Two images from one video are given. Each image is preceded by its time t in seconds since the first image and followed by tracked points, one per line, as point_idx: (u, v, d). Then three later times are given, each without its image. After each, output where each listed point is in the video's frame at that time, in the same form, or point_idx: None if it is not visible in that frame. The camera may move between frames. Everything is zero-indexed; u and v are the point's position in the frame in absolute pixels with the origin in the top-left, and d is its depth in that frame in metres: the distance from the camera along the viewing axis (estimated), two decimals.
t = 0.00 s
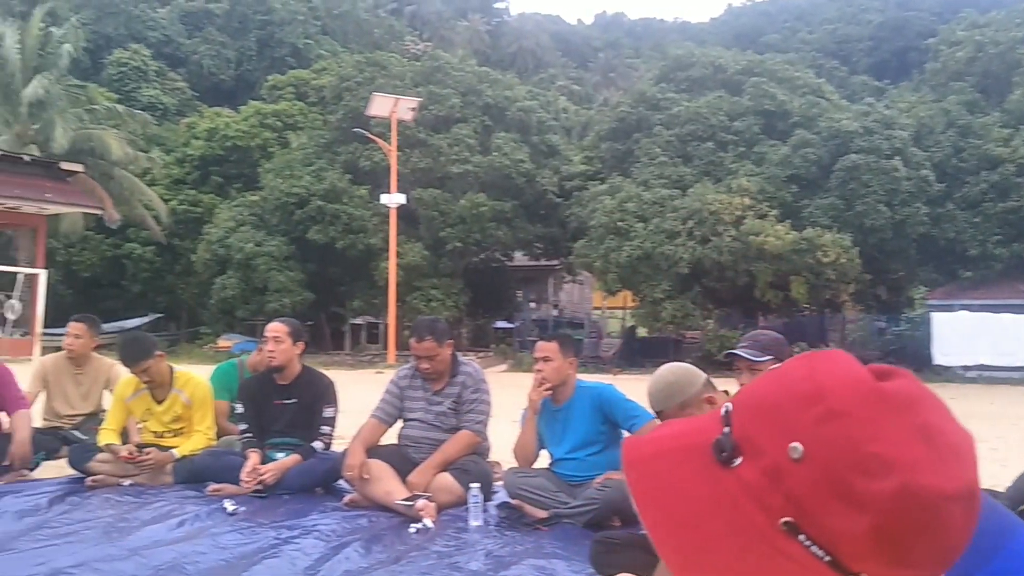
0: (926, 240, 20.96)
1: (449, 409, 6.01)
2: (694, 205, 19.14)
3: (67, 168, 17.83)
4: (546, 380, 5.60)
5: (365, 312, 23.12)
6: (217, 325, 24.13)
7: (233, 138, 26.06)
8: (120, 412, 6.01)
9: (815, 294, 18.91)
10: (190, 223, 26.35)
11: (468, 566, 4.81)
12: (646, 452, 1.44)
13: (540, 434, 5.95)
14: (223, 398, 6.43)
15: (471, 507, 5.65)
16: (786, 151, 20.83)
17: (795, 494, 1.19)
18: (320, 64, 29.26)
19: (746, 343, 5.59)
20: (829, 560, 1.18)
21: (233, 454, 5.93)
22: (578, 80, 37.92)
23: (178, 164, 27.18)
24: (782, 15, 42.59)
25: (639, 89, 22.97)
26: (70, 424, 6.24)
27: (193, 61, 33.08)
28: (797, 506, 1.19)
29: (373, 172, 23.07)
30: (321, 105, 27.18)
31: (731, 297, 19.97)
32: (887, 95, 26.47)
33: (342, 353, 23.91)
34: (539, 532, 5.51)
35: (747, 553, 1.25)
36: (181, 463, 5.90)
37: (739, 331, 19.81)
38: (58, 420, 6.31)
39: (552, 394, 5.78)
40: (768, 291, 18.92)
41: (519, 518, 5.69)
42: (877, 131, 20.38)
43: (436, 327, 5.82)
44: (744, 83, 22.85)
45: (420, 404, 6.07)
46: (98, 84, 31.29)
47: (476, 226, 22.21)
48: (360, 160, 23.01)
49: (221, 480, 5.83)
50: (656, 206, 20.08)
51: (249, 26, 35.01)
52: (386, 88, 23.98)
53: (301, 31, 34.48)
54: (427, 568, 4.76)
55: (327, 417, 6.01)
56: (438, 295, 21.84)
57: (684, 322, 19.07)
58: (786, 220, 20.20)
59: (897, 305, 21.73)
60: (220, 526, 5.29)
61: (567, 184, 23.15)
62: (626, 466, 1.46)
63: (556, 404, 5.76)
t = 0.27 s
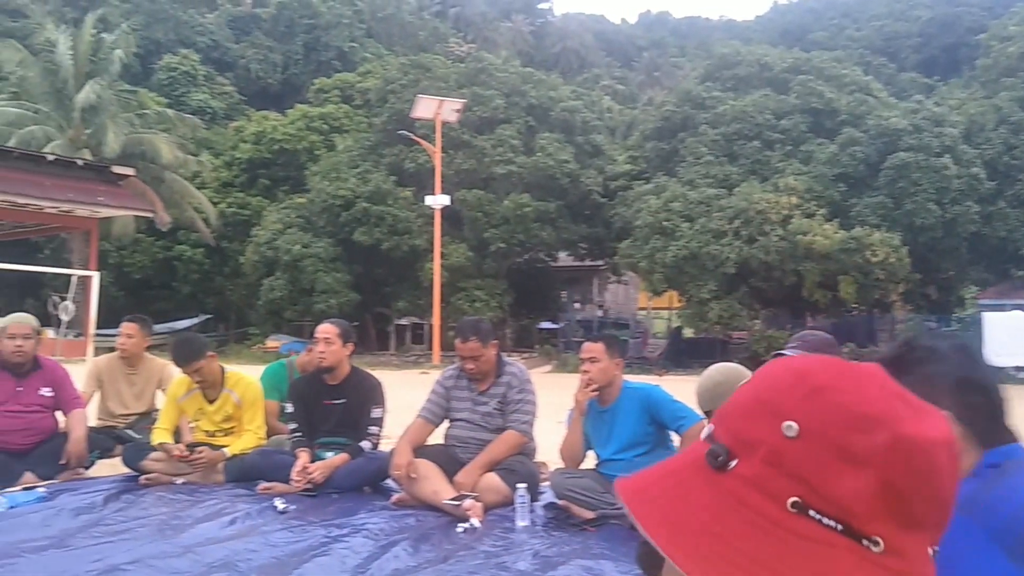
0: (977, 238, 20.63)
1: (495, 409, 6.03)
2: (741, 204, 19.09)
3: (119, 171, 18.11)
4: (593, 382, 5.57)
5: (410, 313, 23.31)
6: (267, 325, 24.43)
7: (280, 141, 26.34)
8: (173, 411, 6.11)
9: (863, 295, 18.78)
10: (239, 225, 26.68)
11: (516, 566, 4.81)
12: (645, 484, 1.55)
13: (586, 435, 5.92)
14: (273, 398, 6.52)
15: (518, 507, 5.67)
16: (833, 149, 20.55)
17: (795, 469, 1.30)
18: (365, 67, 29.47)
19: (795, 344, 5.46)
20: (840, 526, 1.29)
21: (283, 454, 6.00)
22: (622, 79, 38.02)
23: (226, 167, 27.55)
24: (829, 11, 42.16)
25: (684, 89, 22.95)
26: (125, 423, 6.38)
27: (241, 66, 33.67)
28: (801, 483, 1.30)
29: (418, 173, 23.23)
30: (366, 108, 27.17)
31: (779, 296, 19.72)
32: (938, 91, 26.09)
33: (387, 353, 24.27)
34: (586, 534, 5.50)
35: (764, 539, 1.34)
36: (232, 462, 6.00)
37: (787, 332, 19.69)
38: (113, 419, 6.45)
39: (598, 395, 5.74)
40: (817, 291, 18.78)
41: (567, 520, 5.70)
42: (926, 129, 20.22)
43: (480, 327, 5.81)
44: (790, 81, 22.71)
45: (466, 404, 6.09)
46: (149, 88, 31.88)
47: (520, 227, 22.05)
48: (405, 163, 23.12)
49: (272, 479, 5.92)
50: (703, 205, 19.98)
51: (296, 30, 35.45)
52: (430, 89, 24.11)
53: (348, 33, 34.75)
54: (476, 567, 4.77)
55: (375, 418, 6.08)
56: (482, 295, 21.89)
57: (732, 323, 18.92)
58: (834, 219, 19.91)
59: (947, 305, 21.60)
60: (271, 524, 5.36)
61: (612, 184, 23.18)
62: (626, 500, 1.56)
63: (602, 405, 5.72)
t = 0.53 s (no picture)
0: None
1: (541, 409, 6.04)
2: (787, 203, 18.91)
3: (168, 174, 18.30)
4: (638, 378, 5.56)
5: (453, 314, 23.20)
6: (312, 326, 24.69)
7: (326, 144, 26.64)
8: (224, 411, 6.21)
9: (912, 296, 18.70)
10: (285, 228, 26.86)
11: (563, 566, 4.80)
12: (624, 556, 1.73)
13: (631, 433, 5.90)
14: (321, 398, 6.61)
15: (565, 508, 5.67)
16: (880, 147, 20.29)
17: (764, 488, 1.55)
18: (408, 69, 29.66)
19: (845, 343, 5.05)
20: (814, 528, 1.54)
21: (332, 453, 6.09)
22: (666, 77, 38.21)
23: (272, 170, 27.84)
24: (876, 7, 41.76)
25: (729, 88, 22.67)
26: (177, 423, 6.49)
27: (286, 70, 34.31)
28: (771, 498, 1.55)
29: (461, 174, 23.38)
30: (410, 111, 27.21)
31: (827, 294, 19.56)
32: (990, 88, 25.69)
33: (431, 354, 24.40)
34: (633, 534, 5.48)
35: (753, 557, 1.55)
36: (282, 461, 6.09)
37: (835, 331, 20.10)
38: (164, 419, 6.57)
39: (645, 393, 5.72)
40: (865, 291, 18.75)
41: (613, 522, 5.70)
42: (977, 126, 20.11)
43: (525, 327, 5.83)
44: (837, 78, 22.38)
45: (512, 405, 6.11)
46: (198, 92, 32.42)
47: (564, 227, 21.97)
48: (449, 163, 23.30)
49: (321, 478, 6.00)
50: (749, 204, 19.84)
51: (340, 33, 35.78)
52: (474, 91, 24.33)
53: (392, 36, 35.03)
54: (523, 567, 4.78)
55: (422, 418, 6.12)
56: (525, 296, 21.88)
57: (778, 323, 18.74)
58: (882, 219, 19.75)
59: (1000, 305, 20.85)
60: (320, 523, 5.42)
61: (656, 184, 22.98)
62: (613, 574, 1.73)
63: (647, 405, 5.70)
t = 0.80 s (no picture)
0: None
1: (587, 411, 6.06)
2: (834, 202, 18.71)
3: (215, 178, 18.44)
4: (685, 381, 5.54)
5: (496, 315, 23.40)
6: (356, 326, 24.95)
7: (370, 146, 26.86)
8: (272, 411, 6.29)
9: (962, 296, 18.47)
10: (330, 229, 27.06)
11: (610, 568, 4.79)
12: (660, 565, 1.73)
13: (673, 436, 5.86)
14: (367, 399, 6.67)
15: (611, 509, 5.67)
16: (929, 145, 19.92)
17: (800, 494, 1.54)
18: (451, 71, 29.77)
19: (895, 344, 4.96)
20: (854, 532, 1.53)
21: (378, 453, 6.16)
22: (711, 76, 38.26)
23: (317, 172, 28.08)
24: (924, 3, 41.31)
25: (774, 86, 22.47)
26: (226, 423, 6.60)
27: (330, 73, 34.66)
28: (807, 504, 1.54)
29: (504, 176, 23.31)
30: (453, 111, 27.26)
31: (873, 296, 19.58)
32: None
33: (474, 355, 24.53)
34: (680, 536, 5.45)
35: (793, 563, 1.54)
36: (329, 461, 6.17)
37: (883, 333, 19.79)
38: (214, 419, 6.69)
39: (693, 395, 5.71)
40: (913, 291, 18.58)
41: (659, 524, 5.69)
42: None
43: (572, 329, 5.82)
44: (884, 76, 22.07)
45: (557, 406, 6.14)
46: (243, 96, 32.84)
47: (607, 228, 21.91)
48: (491, 164, 23.31)
49: (367, 477, 6.07)
50: (795, 204, 19.67)
51: (384, 36, 36.08)
52: (516, 92, 24.26)
53: (435, 39, 35.21)
54: (570, 568, 4.78)
55: (467, 419, 6.15)
56: (569, 297, 21.74)
57: (825, 324, 18.57)
58: (930, 217, 19.56)
59: None
60: (368, 522, 5.46)
61: (700, 183, 22.89)
62: None
63: (695, 406, 5.68)
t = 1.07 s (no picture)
0: None
1: (631, 411, 6.04)
2: (882, 201, 18.48)
3: (260, 181, 18.90)
4: (739, 377, 5.50)
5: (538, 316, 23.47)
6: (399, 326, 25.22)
7: (412, 148, 27.01)
8: (318, 411, 6.36)
9: (1010, 295, 18.41)
10: (372, 231, 27.26)
11: (655, 568, 4.76)
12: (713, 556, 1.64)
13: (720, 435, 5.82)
14: (411, 399, 6.72)
15: (655, 510, 5.64)
16: (977, 142, 19.45)
17: (860, 488, 1.46)
18: (492, 71, 29.84)
19: (944, 345, 4.88)
20: (919, 527, 1.46)
21: (422, 453, 6.20)
22: (755, 74, 38.24)
23: (360, 174, 28.28)
24: None
25: (819, 83, 22.15)
26: (273, 422, 6.68)
27: (372, 75, 34.65)
28: (870, 499, 1.46)
29: (546, 176, 23.30)
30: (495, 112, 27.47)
31: (922, 297, 19.53)
32: None
33: (517, 355, 24.66)
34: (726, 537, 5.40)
35: (854, 559, 1.48)
36: (374, 461, 6.23)
37: (931, 332, 19.87)
38: (261, 418, 6.78)
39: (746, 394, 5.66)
40: (962, 290, 18.47)
41: (705, 526, 5.66)
42: None
43: (616, 329, 5.81)
44: (931, 72, 21.64)
45: (602, 406, 6.13)
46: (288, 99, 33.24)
47: (650, 227, 21.80)
48: (533, 165, 23.27)
49: (412, 477, 6.11)
50: (840, 202, 19.42)
51: (426, 38, 36.41)
52: (558, 92, 24.21)
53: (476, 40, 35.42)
54: (615, 569, 4.75)
55: (509, 419, 6.15)
56: (612, 298, 21.66)
57: (872, 324, 18.39)
58: (979, 215, 19.25)
59: None
60: (413, 521, 5.49)
61: (745, 182, 22.79)
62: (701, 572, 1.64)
63: (746, 405, 5.63)
